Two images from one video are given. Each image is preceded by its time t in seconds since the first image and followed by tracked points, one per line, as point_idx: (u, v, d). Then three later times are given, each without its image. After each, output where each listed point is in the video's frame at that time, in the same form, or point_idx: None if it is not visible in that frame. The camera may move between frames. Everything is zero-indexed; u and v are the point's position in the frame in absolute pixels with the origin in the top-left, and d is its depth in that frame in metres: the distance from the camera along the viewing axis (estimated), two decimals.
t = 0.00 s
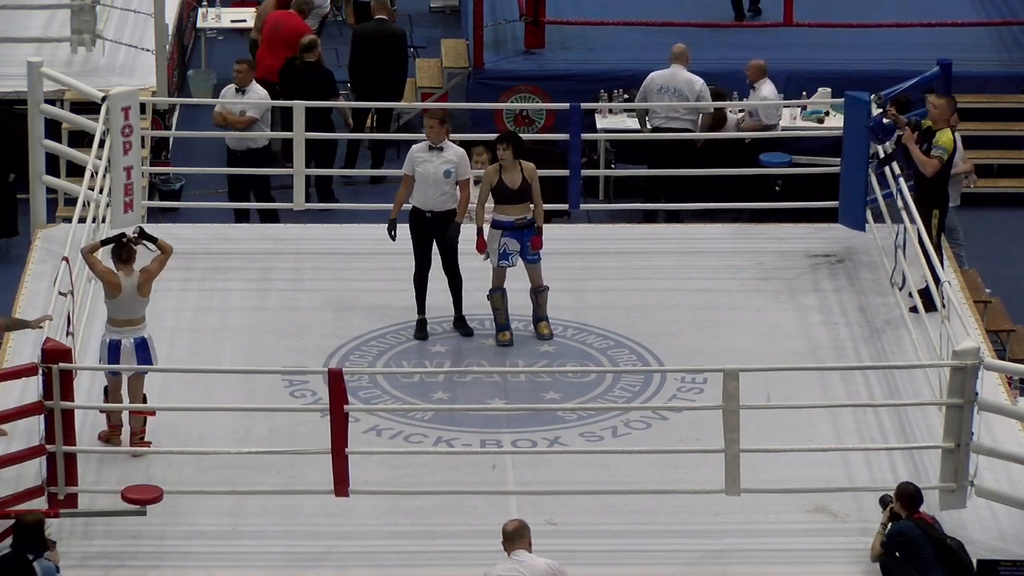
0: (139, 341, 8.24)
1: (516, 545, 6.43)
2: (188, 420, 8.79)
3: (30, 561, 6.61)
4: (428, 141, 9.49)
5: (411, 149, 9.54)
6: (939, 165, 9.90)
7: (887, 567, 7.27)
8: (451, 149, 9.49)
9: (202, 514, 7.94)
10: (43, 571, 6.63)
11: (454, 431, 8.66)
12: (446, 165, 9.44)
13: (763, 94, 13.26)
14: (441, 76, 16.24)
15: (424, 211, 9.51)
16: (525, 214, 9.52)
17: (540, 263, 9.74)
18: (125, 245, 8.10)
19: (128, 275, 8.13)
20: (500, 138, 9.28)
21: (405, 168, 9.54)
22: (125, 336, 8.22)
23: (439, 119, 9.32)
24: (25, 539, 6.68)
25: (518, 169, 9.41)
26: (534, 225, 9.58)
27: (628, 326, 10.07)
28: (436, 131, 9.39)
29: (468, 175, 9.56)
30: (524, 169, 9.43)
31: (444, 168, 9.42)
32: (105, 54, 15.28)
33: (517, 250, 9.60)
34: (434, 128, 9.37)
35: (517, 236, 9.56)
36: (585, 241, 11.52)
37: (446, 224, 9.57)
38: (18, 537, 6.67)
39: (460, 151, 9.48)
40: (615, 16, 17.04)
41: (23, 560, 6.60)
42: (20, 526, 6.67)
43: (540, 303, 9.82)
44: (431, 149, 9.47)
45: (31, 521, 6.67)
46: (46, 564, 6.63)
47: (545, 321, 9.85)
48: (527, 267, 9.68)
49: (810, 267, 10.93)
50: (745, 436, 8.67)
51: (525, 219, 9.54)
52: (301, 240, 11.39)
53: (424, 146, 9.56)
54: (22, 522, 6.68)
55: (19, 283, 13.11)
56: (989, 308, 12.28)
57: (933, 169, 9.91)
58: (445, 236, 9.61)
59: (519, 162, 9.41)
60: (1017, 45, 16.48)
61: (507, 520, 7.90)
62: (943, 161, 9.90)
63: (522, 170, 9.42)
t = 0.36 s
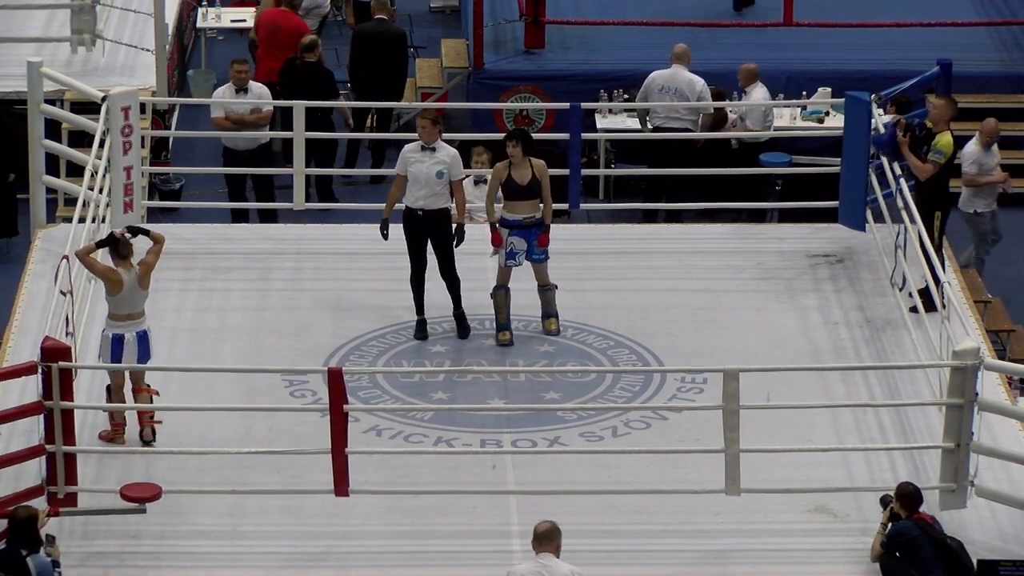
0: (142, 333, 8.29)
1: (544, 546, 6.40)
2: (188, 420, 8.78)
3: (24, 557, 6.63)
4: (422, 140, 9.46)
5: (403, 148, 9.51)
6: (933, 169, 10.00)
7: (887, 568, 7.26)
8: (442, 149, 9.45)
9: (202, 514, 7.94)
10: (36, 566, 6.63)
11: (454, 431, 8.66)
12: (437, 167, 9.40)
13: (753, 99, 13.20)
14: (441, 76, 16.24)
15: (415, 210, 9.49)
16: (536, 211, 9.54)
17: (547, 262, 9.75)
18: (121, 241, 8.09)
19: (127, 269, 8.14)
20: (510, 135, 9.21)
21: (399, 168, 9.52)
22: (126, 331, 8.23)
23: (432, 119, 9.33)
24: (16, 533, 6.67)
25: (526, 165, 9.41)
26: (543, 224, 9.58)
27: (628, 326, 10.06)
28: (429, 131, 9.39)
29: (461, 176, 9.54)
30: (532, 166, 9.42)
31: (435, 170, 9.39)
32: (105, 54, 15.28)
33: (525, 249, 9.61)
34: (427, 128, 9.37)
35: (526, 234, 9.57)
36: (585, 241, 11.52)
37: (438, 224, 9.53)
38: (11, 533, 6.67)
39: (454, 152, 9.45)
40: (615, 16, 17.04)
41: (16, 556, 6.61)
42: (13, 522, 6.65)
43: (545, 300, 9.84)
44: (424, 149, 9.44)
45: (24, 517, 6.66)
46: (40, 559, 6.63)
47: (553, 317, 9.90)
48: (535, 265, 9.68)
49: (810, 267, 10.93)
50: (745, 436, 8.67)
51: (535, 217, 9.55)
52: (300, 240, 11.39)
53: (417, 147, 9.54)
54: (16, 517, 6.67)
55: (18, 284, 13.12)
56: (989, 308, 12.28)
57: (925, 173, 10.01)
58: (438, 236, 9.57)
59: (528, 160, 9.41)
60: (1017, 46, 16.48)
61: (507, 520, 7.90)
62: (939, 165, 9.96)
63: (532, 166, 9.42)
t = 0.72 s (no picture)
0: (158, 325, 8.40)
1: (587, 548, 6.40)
2: (188, 420, 8.79)
3: (21, 553, 6.64)
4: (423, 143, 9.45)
5: (405, 151, 9.50)
6: (925, 169, 10.03)
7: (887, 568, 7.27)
8: (445, 149, 9.45)
9: (202, 514, 7.94)
10: (33, 562, 6.63)
11: (454, 431, 8.66)
12: (441, 167, 9.40)
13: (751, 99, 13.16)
14: (441, 76, 16.25)
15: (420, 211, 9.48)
16: (553, 207, 9.51)
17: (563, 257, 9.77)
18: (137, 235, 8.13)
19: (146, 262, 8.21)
20: (530, 133, 9.21)
21: (401, 171, 9.50)
22: (152, 323, 8.30)
23: (433, 120, 9.32)
24: (14, 529, 6.68)
25: (545, 162, 9.43)
26: (559, 220, 9.56)
27: (628, 326, 10.07)
28: (430, 133, 9.38)
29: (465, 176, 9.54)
30: (552, 164, 9.45)
31: (439, 169, 9.39)
32: (105, 54, 15.29)
33: (543, 245, 9.61)
34: (428, 130, 9.36)
35: (544, 231, 9.57)
36: (585, 241, 11.52)
37: (445, 224, 9.54)
38: (9, 529, 6.68)
39: (456, 153, 9.44)
40: (615, 16, 17.04)
41: (13, 554, 6.63)
42: (11, 518, 6.66)
43: (551, 299, 9.85)
44: (427, 151, 9.44)
45: (21, 514, 6.64)
46: (38, 555, 6.63)
47: (553, 318, 9.93)
48: (551, 261, 9.68)
49: (810, 267, 10.93)
50: (745, 436, 8.67)
51: (552, 212, 9.52)
52: (300, 240, 11.39)
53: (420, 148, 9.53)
54: (13, 514, 6.66)
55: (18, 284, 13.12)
56: (989, 308, 12.29)
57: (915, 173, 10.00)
58: (442, 237, 9.58)
59: (546, 158, 9.39)
60: (1017, 46, 16.48)
61: (507, 521, 7.90)
62: (929, 164, 10.00)
63: (550, 164, 9.44)
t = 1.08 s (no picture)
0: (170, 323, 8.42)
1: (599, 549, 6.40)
2: (188, 420, 8.79)
3: (18, 549, 6.64)
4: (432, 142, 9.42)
5: (413, 150, 9.47)
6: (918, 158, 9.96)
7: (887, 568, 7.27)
8: (454, 149, 9.46)
9: (202, 514, 7.94)
10: (30, 558, 6.64)
11: (454, 431, 8.67)
12: (453, 167, 9.41)
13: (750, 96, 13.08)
14: (441, 76, 16.25)
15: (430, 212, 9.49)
16: (563, 204, 9.57)
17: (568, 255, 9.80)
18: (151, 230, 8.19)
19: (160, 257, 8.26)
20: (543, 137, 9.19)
21: (410, 171, 9.48)
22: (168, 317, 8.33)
23: (444, 122, 9.26)
24: (13, 526, 6.69)
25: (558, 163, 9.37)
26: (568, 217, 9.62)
27: (627, 326, 10.07)
28: (441, 133, 9.33)
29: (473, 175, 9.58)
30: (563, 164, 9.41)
31: (451, 170, 9.40)
32: (105, 54, 15.29)
33: (549, 242, 9.62)
34: (439, 131, 9.30)
35: (549, 227, 9.58)
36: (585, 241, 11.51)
37: (456, 223, 9.55)
38: (8, 525, 6.69)
39: (466, 152, 9.45)
40: (615, 16, 17.04)
41: (11, 550, 6.63)
42: (11, 515, 6.67)
43: (553, 299, 9.86)
44: (436, 150, 9.42)
45: (20, 510, 6.66)
46: (34, 551, 6.64)
47: (553, 318, 9.94)
48: (557, 258, 9.71)
49: (810, 267, 10.93)
50: (745, 436, 8.67)
51: (562, 210, 9.58)
52: (300, 240, 11.39)
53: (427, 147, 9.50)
54: (13, 511, 6.68)
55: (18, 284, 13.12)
56: (989, 308, 12.30)
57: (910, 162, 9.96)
58: (450, 237, 9.59)
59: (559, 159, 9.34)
60: (1018, 46, 16.48)
61: (507, 521, 7.90)
62: (924, 155, 9.94)
63: (562, 165, 9.39)
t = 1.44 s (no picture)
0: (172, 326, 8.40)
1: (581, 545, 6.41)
2: (187, 419, 8.79)
3: (20, 547, 6.64)
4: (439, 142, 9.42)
5: (419, 150, 9.46)
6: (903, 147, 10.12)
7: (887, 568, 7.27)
8: (460, 149, 9.47)
9: (201, 514, 7.93)
10: (31, 556, 6.64)
11: (454, 431, 8.67)
12: (460, 167, 9.43)
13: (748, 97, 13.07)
14: (441, 76, 16.25)
15: (437, 212, 9.48)
16: (563, 204, 9.56)
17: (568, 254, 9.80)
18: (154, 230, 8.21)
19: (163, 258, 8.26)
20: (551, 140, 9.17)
21: (416, 172, 9.45)
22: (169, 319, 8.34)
23: (452, 122, 9.27)
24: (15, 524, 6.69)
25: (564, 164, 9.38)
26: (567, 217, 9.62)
27: (627, 326, 10.07)
28: (448, 133, 9.34)
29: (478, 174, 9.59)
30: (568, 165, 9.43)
31: (457, 170, 9.42)
32: (105, 54, 15.29)
33: (546, 240, 9.63)
34: (446, 132, 9.31)
35: (545, 226, 9.59)
36: (585, 241, 11.51)
37: (458, 222, 9.53)
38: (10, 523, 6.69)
39: (472, 153, 9.47)
40: (616, 16, 17.04)
41: (13, 548, 6.64)
42: (13, 513, 6.67)
43: (552, 297, 9.86)
44: (443, 150, 9.43)
45: (23, 509, 6.66)
46: (36, 549, 6.64)
47: (553, 317, 9.94)
48: (556, 257, 9.71)
49: (810, 267, 10.93)
50: (746, 436, 8.67)
51: (561, 210, 9.56)
52: (300, 240, 11.39)
53: (433, 147, 9.50)
54: (15, 509, 6.68)
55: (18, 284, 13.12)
56: (989, 308, 12.30)
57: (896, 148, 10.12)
58: (455, 236, 9.57)
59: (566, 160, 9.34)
60: (1017, 46, 16.48)
61: (507, 521, 7.90)
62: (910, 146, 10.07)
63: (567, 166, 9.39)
